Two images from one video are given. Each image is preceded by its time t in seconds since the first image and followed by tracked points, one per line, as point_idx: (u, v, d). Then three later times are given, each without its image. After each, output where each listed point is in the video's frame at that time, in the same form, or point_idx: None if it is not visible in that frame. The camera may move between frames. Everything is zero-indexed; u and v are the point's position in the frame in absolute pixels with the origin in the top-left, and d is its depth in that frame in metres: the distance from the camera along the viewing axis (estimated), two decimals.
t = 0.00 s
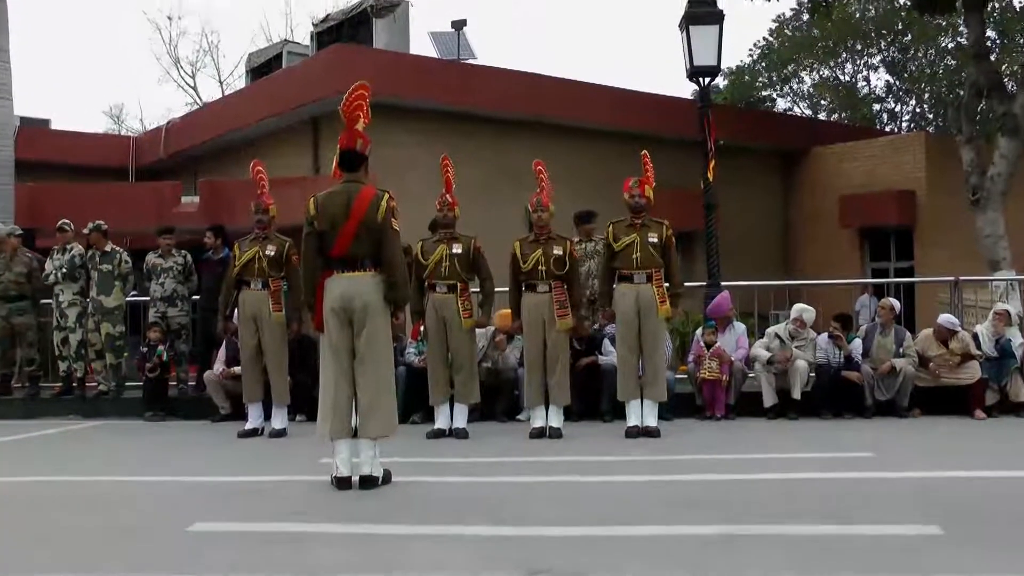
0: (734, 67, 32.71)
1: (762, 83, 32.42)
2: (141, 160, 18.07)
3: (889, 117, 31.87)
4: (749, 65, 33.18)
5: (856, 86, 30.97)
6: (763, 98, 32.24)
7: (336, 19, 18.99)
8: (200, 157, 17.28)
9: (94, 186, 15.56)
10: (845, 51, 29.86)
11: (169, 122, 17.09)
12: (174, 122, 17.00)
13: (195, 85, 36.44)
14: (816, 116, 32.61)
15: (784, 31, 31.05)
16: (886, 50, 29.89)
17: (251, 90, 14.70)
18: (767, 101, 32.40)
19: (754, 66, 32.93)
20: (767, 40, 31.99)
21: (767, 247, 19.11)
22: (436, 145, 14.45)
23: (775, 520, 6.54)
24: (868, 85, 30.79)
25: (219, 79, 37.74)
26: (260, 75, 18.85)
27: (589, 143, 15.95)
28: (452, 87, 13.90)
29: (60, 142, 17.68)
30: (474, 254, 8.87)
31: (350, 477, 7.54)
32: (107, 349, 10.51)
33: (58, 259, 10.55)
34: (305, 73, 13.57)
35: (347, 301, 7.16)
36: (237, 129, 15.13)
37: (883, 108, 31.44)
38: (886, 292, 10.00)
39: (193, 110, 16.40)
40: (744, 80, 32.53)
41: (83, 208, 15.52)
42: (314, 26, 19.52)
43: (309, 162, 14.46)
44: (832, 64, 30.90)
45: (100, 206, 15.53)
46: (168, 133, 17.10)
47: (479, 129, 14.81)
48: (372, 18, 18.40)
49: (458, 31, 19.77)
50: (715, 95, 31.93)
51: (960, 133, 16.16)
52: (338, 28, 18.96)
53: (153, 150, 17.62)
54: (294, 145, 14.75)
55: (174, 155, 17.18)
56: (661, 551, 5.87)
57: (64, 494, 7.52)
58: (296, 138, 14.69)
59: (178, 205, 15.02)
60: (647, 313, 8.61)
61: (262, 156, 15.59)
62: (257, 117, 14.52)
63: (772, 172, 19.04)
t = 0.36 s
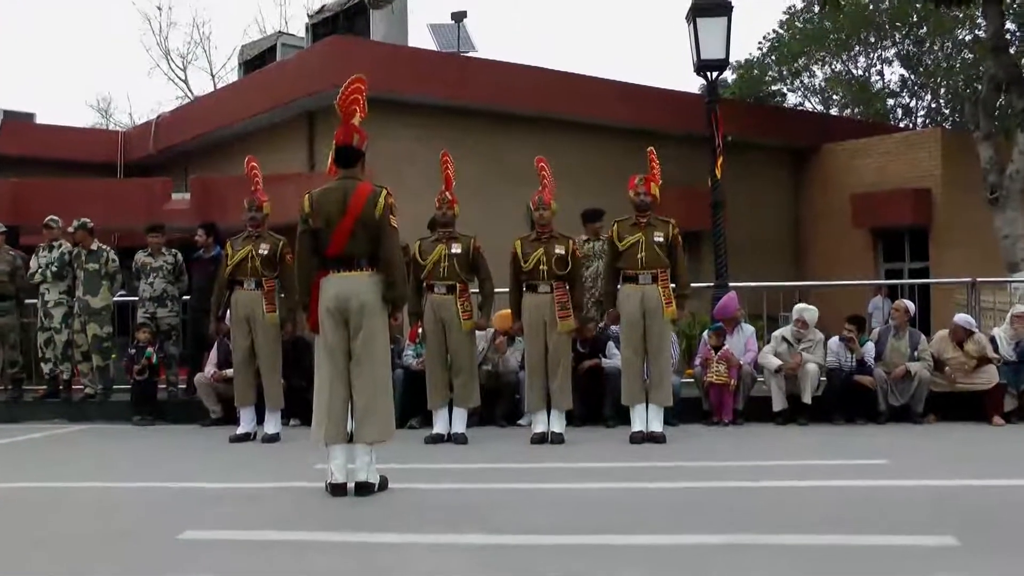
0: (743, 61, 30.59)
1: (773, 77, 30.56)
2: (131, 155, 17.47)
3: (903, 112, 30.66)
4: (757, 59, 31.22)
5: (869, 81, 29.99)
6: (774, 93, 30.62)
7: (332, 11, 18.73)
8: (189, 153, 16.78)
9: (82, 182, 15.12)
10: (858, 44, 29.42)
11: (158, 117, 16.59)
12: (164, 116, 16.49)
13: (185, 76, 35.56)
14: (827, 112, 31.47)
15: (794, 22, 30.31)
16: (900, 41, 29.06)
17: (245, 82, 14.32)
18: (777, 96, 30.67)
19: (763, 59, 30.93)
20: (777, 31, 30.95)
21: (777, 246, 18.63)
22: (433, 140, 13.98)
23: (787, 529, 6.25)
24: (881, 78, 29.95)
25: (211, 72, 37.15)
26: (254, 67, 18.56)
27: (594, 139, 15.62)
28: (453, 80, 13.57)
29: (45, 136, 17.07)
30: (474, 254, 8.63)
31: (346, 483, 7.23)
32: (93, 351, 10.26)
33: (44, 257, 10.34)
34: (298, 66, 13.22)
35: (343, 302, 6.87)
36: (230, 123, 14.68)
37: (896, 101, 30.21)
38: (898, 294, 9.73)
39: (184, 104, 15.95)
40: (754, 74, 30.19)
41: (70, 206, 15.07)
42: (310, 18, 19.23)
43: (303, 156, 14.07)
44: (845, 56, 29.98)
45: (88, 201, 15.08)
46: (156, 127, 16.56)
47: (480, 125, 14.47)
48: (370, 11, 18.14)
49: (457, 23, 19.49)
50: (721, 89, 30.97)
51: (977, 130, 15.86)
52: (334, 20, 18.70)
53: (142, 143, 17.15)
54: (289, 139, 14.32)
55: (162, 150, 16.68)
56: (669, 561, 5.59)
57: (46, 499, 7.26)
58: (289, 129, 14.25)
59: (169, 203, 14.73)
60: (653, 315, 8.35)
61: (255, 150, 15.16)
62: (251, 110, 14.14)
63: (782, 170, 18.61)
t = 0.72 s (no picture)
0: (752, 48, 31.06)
1: (784, 65, 30.74)
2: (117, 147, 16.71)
3: (920, 100, 28.95)
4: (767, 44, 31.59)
5: (883, 68, 29.10)
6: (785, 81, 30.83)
7: None
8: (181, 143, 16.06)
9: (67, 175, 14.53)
10: (874, 29, 28.27)
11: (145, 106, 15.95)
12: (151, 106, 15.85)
13: (173, 63, 34.75)
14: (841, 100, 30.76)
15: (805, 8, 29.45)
16: (917, 26, 27.56)
17: (236, 70, 13.77)
18: (788, 83, 30.98)
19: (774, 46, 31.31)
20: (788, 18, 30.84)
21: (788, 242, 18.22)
22: (433, 130, 13.60)
23: (804, 533, 5.94)
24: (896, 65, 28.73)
25: (202, 60, 36.46)
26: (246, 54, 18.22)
27: (602, 130, 15.19)
28: (452, 68, 13.13)
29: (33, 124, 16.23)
30: (474, 249, 8.37)
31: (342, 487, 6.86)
32: (78, 349, 10.03)
33: (28, 253, 10.09)
34: (289, 55, 12.81)
35: (337, 299, 6.54)
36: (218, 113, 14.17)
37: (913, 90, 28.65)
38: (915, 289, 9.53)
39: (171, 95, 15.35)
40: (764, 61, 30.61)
41: (55, 200, 14.51)
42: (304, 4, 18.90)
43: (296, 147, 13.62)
44: (860, 42, 28.88)
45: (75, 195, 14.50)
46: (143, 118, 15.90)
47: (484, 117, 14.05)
48: None
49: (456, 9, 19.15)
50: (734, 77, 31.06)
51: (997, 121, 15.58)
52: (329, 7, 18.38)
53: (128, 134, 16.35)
54: (281, 131, 13.89)
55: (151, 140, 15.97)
56: (680, 566, 5.28)
57: (27, 502, 6.99)
58: (284, 118, 13.75)
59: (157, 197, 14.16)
60: (659, 312, 8.06)
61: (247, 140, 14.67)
62: (246, 98, 13.58)
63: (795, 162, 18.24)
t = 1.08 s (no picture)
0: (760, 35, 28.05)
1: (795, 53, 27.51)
2: (103, 139, 15.88)
3: (938, 88, 25.70)
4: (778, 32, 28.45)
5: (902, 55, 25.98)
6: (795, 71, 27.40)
7: None
8: (174, 133, 15.38)
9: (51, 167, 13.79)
10: (890, 15, 25.50)
11: (134, 95, 15.22)
12: (140, 94, 15.13)
13: (160, 52, 33.97)
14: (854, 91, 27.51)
15: None
16: (936, 10, 24.76)
17: (228, 58, 13.31)
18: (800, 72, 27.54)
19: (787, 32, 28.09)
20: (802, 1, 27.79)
21: (802, 231, 17.07)
22: (432, 120, 13.15)
23: (827, 539, 5.61)
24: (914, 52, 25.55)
25: (189, 49, 35.61)
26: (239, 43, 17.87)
27: (609, 120, 14.65)
28: (451, 57, 12.68)
29: (15, 115, 15.41)
30: (475, 244, 8.08)
31: (338, 490, 6.49)
32: (64, 348, 9.86)
33: (13, 248, 9.99)
34: (282, 43, 12.43)
35: (333, 295, 6.24)
36: (210, 103, 13.69)
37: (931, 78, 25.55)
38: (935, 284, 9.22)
39: (161, 83, 14.71)
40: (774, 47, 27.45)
41: (37, 195, 13.75)
42: None
43: (291, 138, 13.25)
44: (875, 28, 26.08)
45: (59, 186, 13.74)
46: (130, 109, 15.15)
47: (485, 108, 13.57)
48: None
49: None
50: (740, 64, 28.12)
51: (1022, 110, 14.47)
52: None
53: (115, 126, 15.54)
54: (275, 121, 13.47)
55: (139, 133, 15.25)
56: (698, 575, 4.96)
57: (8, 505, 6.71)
58: (279, 107, 13.37)
59: (146, 190, 13.47)
60: (667, 308, 7.77)
61: (237, 130, 14.20)
62: (241, 87, 13.14)
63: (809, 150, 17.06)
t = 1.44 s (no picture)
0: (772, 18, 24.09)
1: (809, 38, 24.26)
2: (88, 127, 15.62)
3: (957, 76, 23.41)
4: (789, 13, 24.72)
5: (919, 43, 23.48)
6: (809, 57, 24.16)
7: None
8: (162, 121, 15.09)
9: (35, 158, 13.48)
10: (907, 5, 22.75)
11: (120, 82, 14.91)
12: (126, 81, 14.81)
13: (149, 40, 33.41)
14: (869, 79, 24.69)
15: None
16: None
17: (219, 44, 12.99)
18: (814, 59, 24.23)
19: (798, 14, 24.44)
20: None
21: (812, 228, 16.78)
22: (429, 108, 12.87)
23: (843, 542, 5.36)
24: (931, 41, 23.20)
25: (178, 35, 34.97)
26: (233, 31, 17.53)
27: (611, 108, 14.36)
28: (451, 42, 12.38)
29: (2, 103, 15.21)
30: (475, 237, 7.81)
31: (333, 493, 6.22)
32: (47, 345, 9.59)
33: None
34: (275, 27, 12.10)
35: (328, 290, 5.96)
36: (201, 89, 13.37)
37: (949, 66, 23.21)
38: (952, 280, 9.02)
39: (148, 70, 14.38)
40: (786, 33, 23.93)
41: (20, 185, 13.43)
42: None
43: (285, 128, 12.96)
44: (890, 15, 23.41)
45: (46, 175, 13.41)
46: (117, 94, 14.88)
47: (485, 98, 13.28)
48: None
49: None
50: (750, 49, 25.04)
51: None
52: None
53: (101, 114, 15.27)
54: (269, 108, 13.16)
55: (125, 121, 14.98)
56: None
57: None
58: (273, 95, 13.07)
59: (134, 180, 13.18)
60: (673, 304, 7.51)
61: (230, 117, 13.85)
62: (230, 73, 12.84)
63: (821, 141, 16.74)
